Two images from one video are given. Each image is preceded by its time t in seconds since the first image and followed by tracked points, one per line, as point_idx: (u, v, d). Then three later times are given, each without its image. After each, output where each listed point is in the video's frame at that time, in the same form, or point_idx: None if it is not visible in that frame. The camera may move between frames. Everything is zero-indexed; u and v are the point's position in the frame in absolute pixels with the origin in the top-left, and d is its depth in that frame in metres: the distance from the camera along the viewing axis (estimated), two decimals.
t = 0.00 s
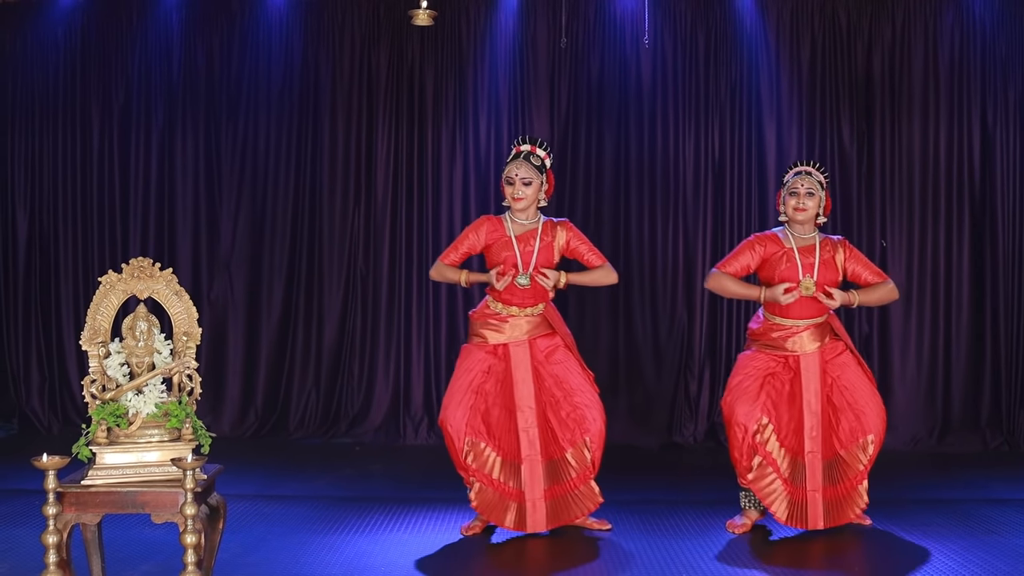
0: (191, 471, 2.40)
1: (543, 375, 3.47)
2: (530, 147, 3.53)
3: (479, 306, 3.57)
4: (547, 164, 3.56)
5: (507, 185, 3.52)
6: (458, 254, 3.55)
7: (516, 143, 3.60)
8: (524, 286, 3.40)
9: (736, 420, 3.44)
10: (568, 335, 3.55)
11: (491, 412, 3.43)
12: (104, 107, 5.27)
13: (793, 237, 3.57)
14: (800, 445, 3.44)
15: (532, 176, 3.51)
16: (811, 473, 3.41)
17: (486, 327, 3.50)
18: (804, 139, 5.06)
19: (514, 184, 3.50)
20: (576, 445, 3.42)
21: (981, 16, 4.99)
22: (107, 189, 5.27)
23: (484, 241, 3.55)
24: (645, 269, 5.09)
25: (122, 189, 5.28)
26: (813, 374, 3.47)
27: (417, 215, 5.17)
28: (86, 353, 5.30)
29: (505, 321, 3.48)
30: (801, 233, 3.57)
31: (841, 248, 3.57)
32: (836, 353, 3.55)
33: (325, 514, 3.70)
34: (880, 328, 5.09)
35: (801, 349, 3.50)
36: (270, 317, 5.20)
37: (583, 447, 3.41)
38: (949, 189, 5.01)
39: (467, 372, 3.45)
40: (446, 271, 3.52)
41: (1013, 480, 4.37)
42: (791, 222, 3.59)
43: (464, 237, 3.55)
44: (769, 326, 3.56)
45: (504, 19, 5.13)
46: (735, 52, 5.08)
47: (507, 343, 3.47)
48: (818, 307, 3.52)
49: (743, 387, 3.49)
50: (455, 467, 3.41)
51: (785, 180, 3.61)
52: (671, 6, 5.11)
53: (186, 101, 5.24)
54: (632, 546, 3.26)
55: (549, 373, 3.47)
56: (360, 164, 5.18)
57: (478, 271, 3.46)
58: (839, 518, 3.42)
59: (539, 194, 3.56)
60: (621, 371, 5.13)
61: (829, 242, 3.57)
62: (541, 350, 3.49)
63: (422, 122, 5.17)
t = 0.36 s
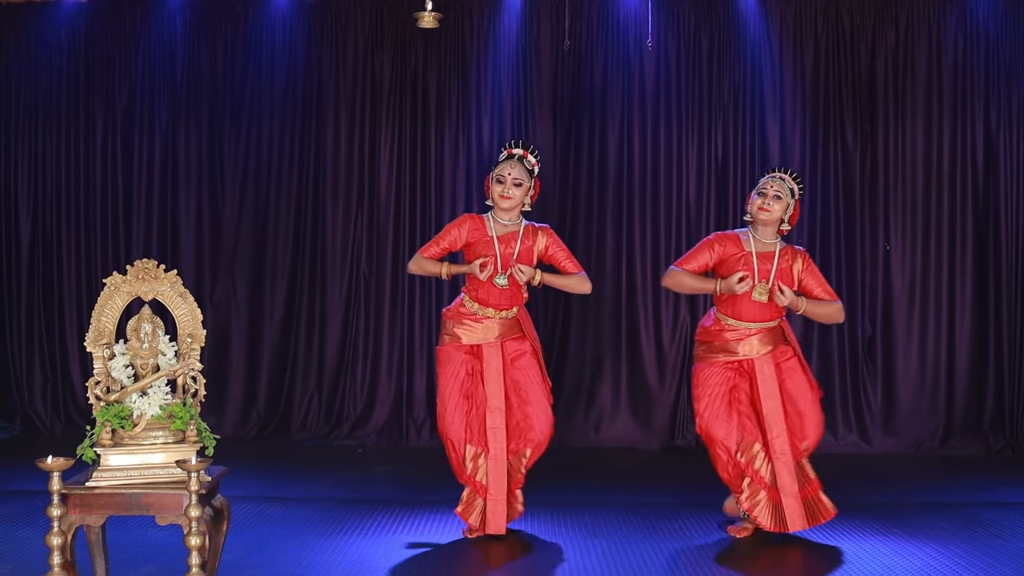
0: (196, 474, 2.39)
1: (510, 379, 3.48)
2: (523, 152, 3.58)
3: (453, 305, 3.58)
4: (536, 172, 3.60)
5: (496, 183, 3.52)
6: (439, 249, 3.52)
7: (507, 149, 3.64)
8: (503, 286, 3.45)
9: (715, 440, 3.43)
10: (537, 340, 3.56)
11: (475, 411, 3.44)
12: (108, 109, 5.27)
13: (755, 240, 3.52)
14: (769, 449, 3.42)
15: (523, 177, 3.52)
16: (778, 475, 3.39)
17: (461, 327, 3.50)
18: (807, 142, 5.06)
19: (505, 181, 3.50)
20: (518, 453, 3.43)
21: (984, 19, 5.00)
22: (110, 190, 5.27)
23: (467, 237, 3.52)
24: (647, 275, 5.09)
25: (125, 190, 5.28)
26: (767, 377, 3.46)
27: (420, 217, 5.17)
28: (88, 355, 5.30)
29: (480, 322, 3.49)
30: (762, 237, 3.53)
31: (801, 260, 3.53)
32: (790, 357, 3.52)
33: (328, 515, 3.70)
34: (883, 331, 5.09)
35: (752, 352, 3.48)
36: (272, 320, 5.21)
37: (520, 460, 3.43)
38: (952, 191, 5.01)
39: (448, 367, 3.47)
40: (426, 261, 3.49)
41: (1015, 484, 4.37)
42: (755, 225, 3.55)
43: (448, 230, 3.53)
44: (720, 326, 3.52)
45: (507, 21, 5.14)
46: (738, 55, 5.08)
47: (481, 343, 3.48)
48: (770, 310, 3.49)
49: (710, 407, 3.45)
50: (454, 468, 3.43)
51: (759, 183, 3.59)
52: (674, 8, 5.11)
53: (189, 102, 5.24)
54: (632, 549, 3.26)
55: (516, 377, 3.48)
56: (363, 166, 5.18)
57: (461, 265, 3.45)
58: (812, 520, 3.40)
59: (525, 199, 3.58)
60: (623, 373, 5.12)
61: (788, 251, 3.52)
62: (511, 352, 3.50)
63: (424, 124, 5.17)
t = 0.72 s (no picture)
0: (204, 481, 2.40)
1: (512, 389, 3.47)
2: (517, 165, 3.56)
3: (450, 319, 3.55)
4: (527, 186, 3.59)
5: (492, 193, 3.49)
6: (433, 265, 3.52)
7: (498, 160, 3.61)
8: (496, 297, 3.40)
9: (651, 433, 3.39)
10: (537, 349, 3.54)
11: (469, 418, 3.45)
12: (109, 113, 5.26)
13: (717, 250, 3.48)
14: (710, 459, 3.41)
15: (519, 189, 3.51)
16: (712, 489, 3.39)
17: (460, 340, 3.48)
18: (809, 147, 5.07)
19: (502, 191, 3.48)
20: (514, 464, 3.47)
21: (985, 24, 5.01)
22: (112, 195, 5.26)
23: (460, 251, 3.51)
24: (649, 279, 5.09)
25: (127, 195, 5.27)
26: (719, 388, 3.43)
27: (422, 221, 5.17)
28: (89, 359, 5.29)
29: (477, 335, 3.46)
30: (724, 246, 3.49)
31: (760, 270, 3.49)
32: (746, 368, 3.50)
33: (332, 521, 3.69)
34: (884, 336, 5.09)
35: (710, 362, 3.44)
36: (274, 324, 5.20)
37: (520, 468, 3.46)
38: (954, 195, 5.02)
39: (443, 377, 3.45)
40: (420, 277, 3.48)
41: (1017, 488, 4.37)
42: (720, 233, 3.50)
43: (440, 244, 3.51)
44: (680, 336, 3.49)
45: (510, 26, 5.14)
46: (740, 59, 5.08)
47: (480, 355, 3.46)
48: (731, 320, 3.44)
49: (655, 399, 3.42)
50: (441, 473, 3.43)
51: (726, 190, 3.52)
52: (676, 13, 5.12)
53: (190, 106, 5.24)
54: (637, 554, 3.26)
55: (518, 388, 3.47)
56: (365, 169, 5.18)
57: (456, 278, 3.43)
58: (740, 534, 3.39)
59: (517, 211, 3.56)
60: (625, 377, 5.12)
61: (748, 260, 3.49)
62: (512, 364, 3.48)
63: (426, 129, 5.17)
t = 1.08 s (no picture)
0: (214, 481, 2.40)
1: (507, 390, 3.49)
2: (503, 169, 3.57)
3: (440, 325, 3.58)
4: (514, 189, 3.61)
5: (481, 197, 3.50)
6: (423, 274, 3.51)
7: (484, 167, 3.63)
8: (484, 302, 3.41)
9: (647, 447, 3.39)
10: (528, 350, 3.58)
11: (463, 424, 3.45)
12: (114, 113, 5.27)
13: (683, 246, 3.53)
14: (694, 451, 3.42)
15: (507, 192, 3.52)
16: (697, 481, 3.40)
17: (449, 346, 3.50)
18: (814, 148, 5.07)
19: (490, 195, 3.49)
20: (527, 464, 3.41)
21: (990, 23, 5.01)
22: (117, 194, 5.27)
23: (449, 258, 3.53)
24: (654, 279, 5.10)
25: (132, 195, 5.28)
26: (693, 383, 3.46)
27: (427, 220, 5.17)
28: (94, 359, 5.30)
29: (465, 340, 3.49)
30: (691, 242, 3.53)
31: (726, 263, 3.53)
32: (718, 362, 3.53)
33: (338, 521, 3.70)
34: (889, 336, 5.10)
35: (682, 357, 3.47)
36: (279, 325, 5.21)
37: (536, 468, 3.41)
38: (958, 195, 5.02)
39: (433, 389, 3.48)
40: (410, 288, 3.49)
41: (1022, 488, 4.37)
42: (687, 228, 3.53)
43: (429, 253, 3.52)
44: (650, 332, 3.52)
45: (514, 26, 5.15)
46: (744, 59, 5.09)
47: (468, 360, 3.49)
48: (699, 314, 3.48)
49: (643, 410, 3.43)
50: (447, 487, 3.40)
51: (695, 185, 3.54)
52: (680, 13, 5.12)
53: (195, 106, 5.24)
54: (645, 553, 3.27)
55: (513, 387, 3.49)
56: (370, 169, 5.18)
57: (444, 288, 3.46)
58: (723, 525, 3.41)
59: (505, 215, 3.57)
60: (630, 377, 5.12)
61: (714, 254, 3.52)
62: (503, 366, 3.52)
63: (430, 129, 5.18)
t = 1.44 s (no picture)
0: (225, 482, 2.40)
1: (479, 395, 3.44)
2: (478, 170, 3.58)
3: (417, 325, 3.55)
4: (492, 191, 3.60)
5: (451, 197, 3.51)
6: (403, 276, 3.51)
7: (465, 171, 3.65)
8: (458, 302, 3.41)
9: (612, 430, 3.40)
10: (503, 354, 3.54)
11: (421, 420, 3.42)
12: (119, 113, 5.27)
13: (655, 254, 3.55)
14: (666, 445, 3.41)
15: (478, 190, 3.52)
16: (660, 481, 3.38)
17: (423, 345, 3.47)
18: (818, 148, 5.07)
19: (459, 193, 3.49)
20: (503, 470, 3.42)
21: (994, 24, 5.01)
22: (122, 194, 5.27)
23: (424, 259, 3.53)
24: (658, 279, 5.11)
25: (137, 194, 5.28)
26: (676, 388, 3.44)
27: (432, 220, 5.18)
28: (98, 359, 5.30)
29: (439, 341, 3.46)
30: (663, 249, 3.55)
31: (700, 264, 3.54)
32: (704, 370, 3.52)
33: (343, 521, 3.70)
34: (893, 336, 5.10)
35: (668, 364, 3.46)
36: (285, 325, 5.21)
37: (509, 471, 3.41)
38: (963, 195, 5.02)
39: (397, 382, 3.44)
40: (387, 291, 3.46)
41: None
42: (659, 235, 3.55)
43: (406, 256, 3.53)
44: (637, 342, 3.53)
45: (518, 26, 5.14)
46: (749, 59, 5.09)
47: (443, 361, 3.45)
48: (682, 321, 3.48)
49: (618, 400, 3.44)
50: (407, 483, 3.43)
51: (658, 192, 3.55)
52: (685, 13, 5.12)
53: (200, 106, 5.25)
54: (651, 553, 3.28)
55: (486, 394, 3.44)
56: (375, 169, 5.18)
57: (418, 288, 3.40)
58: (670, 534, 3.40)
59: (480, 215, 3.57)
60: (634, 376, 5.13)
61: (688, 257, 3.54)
62: (478, 371, 3.47)
63: (435, 129, 5.18)
